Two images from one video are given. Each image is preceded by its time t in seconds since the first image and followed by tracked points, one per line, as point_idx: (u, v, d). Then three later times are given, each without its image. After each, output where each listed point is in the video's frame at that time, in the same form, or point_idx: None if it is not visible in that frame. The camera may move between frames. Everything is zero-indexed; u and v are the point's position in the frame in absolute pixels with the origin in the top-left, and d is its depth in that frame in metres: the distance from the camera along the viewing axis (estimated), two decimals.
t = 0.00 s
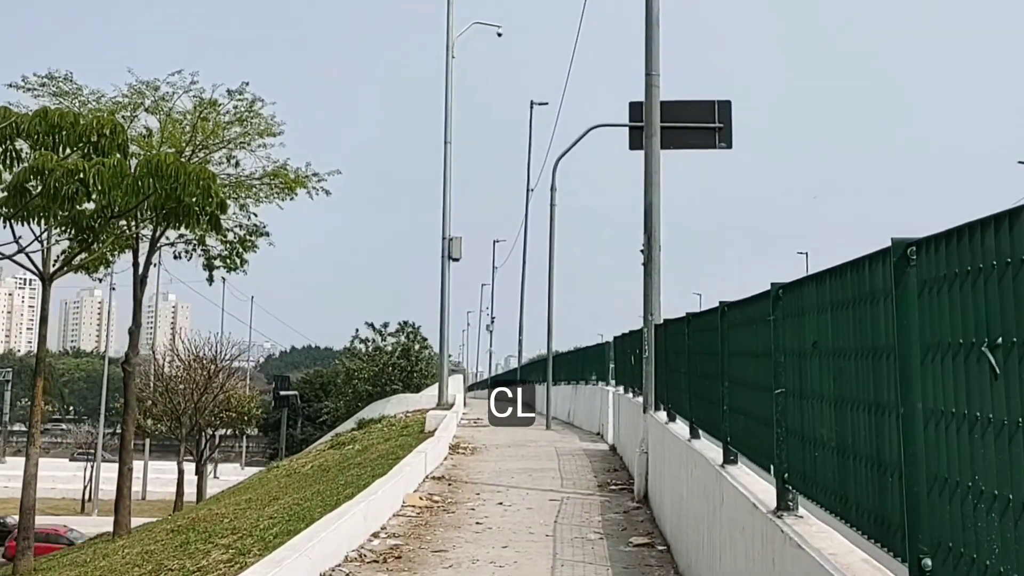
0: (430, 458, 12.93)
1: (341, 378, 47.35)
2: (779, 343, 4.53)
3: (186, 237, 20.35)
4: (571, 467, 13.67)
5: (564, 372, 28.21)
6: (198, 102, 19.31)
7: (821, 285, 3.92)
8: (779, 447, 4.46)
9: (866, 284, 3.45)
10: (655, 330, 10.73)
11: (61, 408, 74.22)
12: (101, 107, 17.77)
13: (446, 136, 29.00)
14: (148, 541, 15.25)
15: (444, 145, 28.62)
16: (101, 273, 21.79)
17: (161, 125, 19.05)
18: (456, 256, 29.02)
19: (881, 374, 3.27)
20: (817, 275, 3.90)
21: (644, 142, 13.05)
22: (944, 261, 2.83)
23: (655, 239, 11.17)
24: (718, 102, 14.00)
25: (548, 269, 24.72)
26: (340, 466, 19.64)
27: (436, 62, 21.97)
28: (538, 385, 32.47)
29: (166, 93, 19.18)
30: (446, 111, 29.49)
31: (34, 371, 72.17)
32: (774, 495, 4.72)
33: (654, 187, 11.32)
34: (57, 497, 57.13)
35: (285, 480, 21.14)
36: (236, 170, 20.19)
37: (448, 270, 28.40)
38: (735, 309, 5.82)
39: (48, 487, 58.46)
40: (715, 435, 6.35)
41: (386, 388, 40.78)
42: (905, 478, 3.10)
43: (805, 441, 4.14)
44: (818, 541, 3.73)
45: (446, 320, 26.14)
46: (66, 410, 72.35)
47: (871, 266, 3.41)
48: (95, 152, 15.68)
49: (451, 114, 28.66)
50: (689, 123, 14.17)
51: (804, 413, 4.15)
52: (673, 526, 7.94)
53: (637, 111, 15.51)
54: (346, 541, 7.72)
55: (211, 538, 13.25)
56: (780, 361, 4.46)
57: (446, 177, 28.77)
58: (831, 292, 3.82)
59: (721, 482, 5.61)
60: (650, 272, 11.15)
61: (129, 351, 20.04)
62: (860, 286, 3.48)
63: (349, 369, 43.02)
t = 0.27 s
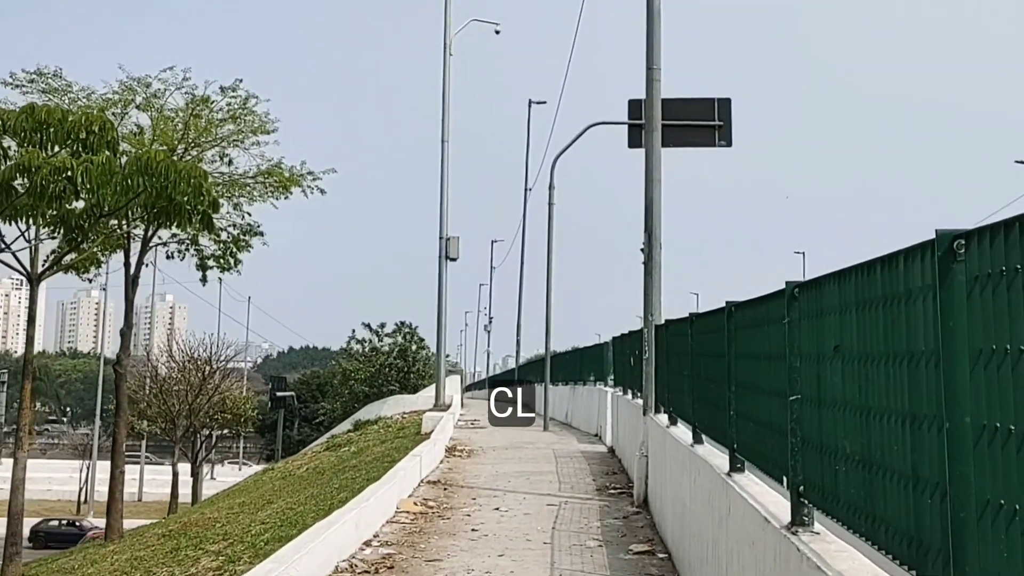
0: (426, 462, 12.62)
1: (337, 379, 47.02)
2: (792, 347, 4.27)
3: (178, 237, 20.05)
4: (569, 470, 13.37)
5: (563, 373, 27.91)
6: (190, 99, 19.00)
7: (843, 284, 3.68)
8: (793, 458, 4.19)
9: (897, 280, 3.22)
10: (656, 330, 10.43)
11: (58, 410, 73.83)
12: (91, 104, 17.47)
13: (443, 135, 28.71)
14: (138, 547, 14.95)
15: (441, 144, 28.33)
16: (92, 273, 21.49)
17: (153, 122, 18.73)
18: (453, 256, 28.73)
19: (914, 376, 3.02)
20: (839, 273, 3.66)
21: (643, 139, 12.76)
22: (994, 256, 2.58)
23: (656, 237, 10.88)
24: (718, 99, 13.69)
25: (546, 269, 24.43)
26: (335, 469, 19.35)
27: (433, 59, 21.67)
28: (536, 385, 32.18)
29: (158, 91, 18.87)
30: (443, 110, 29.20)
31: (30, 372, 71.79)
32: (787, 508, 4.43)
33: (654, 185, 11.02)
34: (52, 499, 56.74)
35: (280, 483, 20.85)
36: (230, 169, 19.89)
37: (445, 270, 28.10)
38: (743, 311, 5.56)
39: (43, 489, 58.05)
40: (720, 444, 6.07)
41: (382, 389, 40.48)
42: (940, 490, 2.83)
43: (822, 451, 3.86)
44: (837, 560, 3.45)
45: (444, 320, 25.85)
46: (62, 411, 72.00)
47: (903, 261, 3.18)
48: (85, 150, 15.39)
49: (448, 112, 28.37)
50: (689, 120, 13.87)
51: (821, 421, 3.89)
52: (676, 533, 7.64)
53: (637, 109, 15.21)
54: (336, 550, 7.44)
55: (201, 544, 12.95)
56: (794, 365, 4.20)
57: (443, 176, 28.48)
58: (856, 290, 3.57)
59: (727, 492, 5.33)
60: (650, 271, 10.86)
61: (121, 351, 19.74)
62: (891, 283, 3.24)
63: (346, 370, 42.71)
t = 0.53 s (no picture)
0: (421, 465, 12.33)
1: (334, 381, 46.69)
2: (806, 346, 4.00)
3: (172, 236, 19.77)
4: (568, 474, 13.10)
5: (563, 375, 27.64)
6: (183, 96, 18.72)
7: (866, 278, 3.42)
8: (808, 466, 3.91)
9: (931, 272, 2.96)
10: (658, 330, 10.17)
11: (56, 413, 73.46)
12: (81, 101, 17.18)
13: (441, 134, 28.43)
14: (127, 552, 14.67)
15: (439, 143, 28.05)
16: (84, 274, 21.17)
17: (145, 119, 18.44)
18: (451, 256, 28.44)
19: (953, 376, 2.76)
20: (862, 266, 3.39)
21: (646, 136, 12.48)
22: None
23: (657, 234, 10.61)
24: (719, 97, 13.41)
25: (545, 269, 24.16)
26: (331, 472, 19.07)
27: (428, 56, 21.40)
28: (534, 387, 31.87)
29: (150, 88, 18.59)
30: (441, 109, 28.93)
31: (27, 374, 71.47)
32: (801, 520, 4.14)
33: (655, 180, 10.75)
34: (49, 501, 56.44)
35: (275, 486, 20.53)
36: (223, 167, 19.61)
37: (442, 271, 27.81)
38: (749, 309, 5.29)
39: (39, 490, 57.73)
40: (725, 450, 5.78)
41: (379, 391, 40.18)
42: (986, 502, 2.57)
43: (842, 458, 3.59)
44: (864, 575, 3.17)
45: (442, 321, 25.57)
46: (59, 412, 71.71)
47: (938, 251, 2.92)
48: (76, 148, 15.11)
49: (446, 111, 28.11)
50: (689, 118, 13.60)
51: (839, 426, 3.62)
52: (678, 541, 7.36)
53: (637, 106, 14.93)
54: (325, 559, 7.15)
55: (190, 550, 12.66)
56: (809, 366, 3.93)
57: (441, 176, 28.21)
58: (880, 284, 3.31)
59: (734, 500, 5.04)
60: (652, 269, 10.58)
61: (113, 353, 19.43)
62: (925, 275, 2.99)
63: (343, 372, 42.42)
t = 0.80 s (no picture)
0: (416, 469, 12.01)
1: (333, 383, 46.38)
2: (821, 343, 3.68)
3: (165, 236, 19.47)
4: (567, 478, 12.78)
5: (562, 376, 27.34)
6: (176, 93, 18.42)
7: (883, 268, 3.10)
8: (825, 473, 3.60)
9: (951, 263, 2.65)
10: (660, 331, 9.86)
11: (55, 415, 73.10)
12: (72, 98, 16.88)
13: (439, 133, 28.14)
14: (116, 558, 14.36)
15: (437, 142, 27.75)
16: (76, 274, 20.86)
17: (137, 116, 18.15)
18: (450, 257, 28.13)
19: (981, 379, 2.45)
20: (880, 255, 3.07)
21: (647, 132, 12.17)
22: None
23: (659, 231, 10.31)
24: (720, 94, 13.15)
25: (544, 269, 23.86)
26: (326, 475, 18.75)
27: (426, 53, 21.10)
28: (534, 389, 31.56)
29: (142, 85, 18.31)
30: (439, 108, 28.65)
31: (25, 376, 71.15)
32: (817, 534, 3.81)
33: (657, 176, 10.45)
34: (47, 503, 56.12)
35: (270, 489, 20.22)
36: (217, 165, 19.33)
37: (441, 271, 27.51)
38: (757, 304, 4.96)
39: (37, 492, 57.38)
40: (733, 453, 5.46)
41: (378, 393, 39.88)
42: None
43: (862, 465, 3.29)
44: None
45: (440, 322, 25.27)
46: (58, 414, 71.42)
47: (958, 237, 2.60)
48: (66, 145, 14.81)
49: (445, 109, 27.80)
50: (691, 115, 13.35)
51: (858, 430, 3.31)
52: (681, 549, 7.05)
53: (637, 103, 14.61)
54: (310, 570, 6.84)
55: (179, 557, 12.34)
56: (825, 365, 3.62)
57: (439, 175, 27.91)
58: (900, 277, 2.99)
59: (743, 511, 4.72)
60: (653, 268, 10.27)
61: (105, 354, 19.12)
62: (945, 265, 2.67)
63: (341, 373, 42.11)
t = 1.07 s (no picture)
0: (413, 474, 11.72)
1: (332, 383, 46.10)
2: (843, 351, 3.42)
3: (159, 236, 19.19)
4: (567, 482, 12.52)
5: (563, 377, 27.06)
6: (170, 91, 18.13)
7: (915, 268, 2.83)
8: (850, 491, 3.33)
9: (998, 262, 2.39)
10: (663, 332, 9.60)
11: (54, 416, 72.77)
12: (63, 96, 16.60)
13: (438, 132, 27.88)
14: (108, 564, 14.08)
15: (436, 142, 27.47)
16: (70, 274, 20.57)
17: (130, 115, 17.87)
18: (450, 257, 27.85)
19: None
20: (909, 254, 2.82)
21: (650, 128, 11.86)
22: None
23: (662, 230, 10.04)
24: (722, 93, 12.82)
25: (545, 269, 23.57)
26: (324, 478, 18.48)
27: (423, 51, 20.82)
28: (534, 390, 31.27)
29: (136, 82, 18.02)
30: (438, 108, 28.40)
31: (24, 377, 70.86)
32: (839, 554, 3.55)
33: (660, 173, 10.18)
34: (45, 505, 55.78)
35: (267, 493, 19.93)
36: (212, 164, 19.05)
37: (440, 271, 27.22)
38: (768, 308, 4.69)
39: (35, 494, 57.01)
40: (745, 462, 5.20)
41: (377, 394, 39.60)
42: None
43: (892, 482, 3.02)
44: None
45: (440, 323, 24.99)
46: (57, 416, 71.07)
47: (1009, 235, 2.32)
48: (56, 143, 14.54)
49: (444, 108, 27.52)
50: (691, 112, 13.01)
51: (888, 444, 3.04)
52: (686, 560, 6.79)
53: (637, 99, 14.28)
54: None
55: (170, 564, 12.06)
56: (847, 374, 3.34)
57: (439, 174, 27.62)
58: (932, 278, 2.73)
59: (755, 527, 4.45)
60: (656, 267, 10.01)
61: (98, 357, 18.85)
62: (992, 266, 2.38)
63: (340, 374, 41.83)
